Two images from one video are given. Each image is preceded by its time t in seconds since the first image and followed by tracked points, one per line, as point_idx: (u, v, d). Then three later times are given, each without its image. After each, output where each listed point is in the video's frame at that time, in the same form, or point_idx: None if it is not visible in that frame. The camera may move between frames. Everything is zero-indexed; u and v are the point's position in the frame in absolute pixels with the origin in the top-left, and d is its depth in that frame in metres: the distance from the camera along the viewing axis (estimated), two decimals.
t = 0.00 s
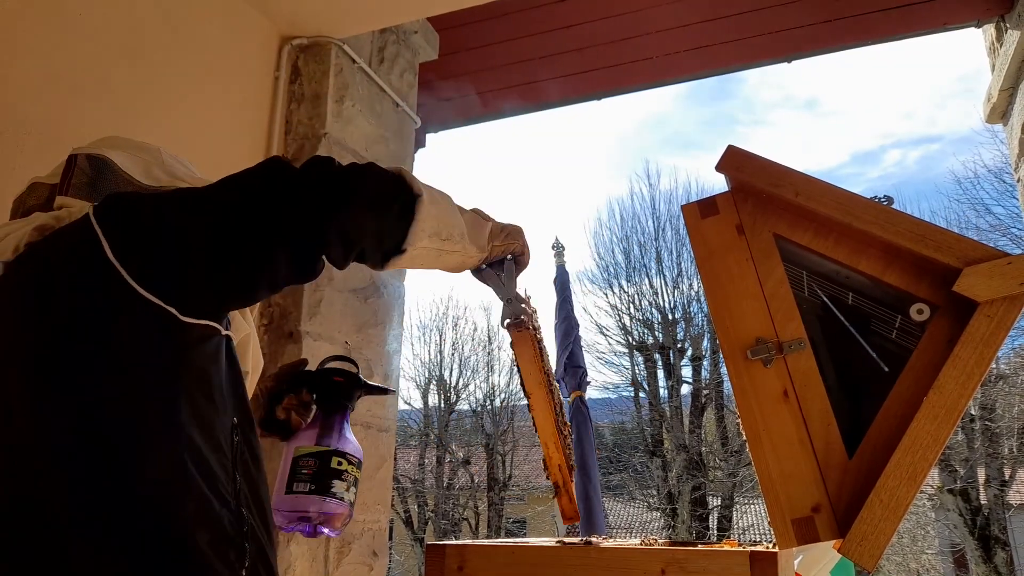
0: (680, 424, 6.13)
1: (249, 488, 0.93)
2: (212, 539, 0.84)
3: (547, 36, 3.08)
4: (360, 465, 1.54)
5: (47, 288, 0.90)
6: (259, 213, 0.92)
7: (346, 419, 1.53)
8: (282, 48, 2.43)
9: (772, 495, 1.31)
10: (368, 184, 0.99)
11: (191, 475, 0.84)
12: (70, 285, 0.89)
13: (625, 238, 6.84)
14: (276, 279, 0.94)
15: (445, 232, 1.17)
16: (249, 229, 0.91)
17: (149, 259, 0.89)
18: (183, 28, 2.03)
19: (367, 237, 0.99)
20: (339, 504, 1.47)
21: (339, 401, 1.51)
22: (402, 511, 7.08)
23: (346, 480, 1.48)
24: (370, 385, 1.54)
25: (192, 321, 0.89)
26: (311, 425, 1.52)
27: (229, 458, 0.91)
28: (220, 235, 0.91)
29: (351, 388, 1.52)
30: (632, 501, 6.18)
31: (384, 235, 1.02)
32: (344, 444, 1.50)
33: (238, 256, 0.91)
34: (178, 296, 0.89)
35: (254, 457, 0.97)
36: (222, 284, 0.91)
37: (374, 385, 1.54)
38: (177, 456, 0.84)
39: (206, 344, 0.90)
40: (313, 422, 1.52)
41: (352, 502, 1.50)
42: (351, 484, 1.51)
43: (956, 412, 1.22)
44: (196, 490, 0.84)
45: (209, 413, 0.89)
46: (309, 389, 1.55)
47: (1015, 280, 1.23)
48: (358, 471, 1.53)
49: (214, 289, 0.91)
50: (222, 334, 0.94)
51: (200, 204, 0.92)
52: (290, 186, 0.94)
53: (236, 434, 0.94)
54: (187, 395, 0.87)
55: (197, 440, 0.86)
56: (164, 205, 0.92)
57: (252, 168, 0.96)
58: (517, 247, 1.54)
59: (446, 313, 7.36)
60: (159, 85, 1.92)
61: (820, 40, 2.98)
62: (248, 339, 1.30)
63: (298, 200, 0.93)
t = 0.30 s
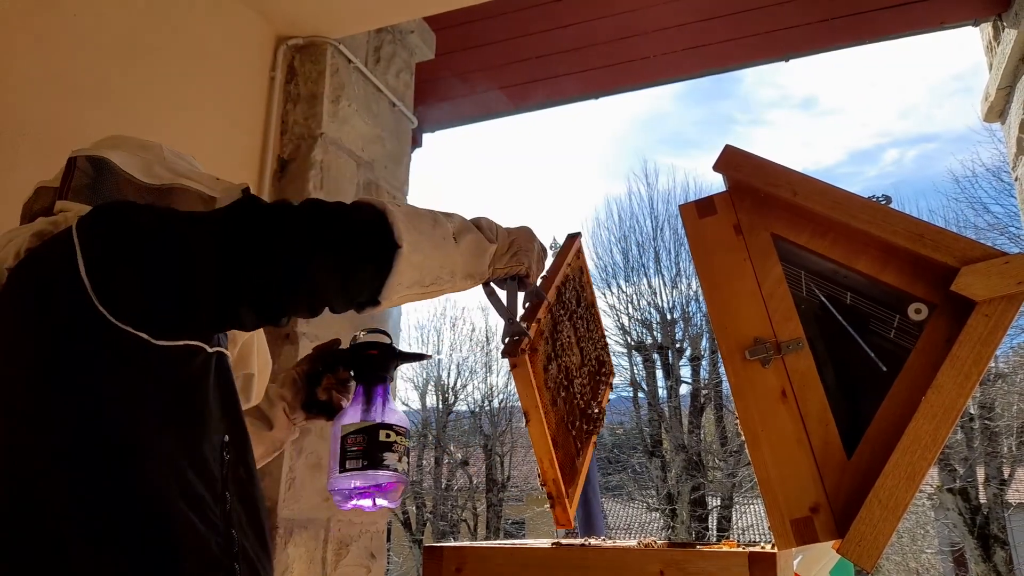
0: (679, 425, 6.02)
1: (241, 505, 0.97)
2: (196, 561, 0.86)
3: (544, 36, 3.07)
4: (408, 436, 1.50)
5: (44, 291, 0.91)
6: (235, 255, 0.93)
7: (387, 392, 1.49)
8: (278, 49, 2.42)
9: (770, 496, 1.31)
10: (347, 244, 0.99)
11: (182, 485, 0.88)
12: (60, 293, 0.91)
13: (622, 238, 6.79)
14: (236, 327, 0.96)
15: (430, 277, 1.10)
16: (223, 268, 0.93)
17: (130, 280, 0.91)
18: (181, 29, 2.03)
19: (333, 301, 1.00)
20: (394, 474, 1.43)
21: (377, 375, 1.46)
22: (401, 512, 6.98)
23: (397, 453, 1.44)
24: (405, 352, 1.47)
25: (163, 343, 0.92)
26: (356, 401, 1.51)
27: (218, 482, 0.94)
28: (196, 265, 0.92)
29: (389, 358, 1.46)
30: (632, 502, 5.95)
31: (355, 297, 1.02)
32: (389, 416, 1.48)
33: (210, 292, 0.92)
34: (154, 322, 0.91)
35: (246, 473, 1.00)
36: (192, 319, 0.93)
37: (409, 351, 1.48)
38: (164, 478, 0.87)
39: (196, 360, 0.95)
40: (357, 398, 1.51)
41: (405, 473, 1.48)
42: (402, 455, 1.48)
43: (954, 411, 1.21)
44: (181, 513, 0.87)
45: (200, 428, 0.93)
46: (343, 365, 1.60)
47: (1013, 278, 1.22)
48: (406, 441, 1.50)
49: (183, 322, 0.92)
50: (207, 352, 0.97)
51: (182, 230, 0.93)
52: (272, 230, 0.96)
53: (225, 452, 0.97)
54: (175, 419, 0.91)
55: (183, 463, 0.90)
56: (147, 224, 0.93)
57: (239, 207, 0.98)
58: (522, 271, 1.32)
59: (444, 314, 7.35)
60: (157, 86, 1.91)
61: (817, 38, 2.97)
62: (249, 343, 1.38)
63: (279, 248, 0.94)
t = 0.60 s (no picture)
0: (678, 424, 5.97)
1: (240, 508, 0.97)
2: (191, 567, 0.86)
3: (543, 36, 3.07)
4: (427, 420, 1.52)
5: (45, 296, 0.92)
6: (224, 267, 0.90)
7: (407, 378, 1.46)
8: (277, 50, 2.42)
9: (769, 496, 1.31)
10: (333, 255, 0.96)
11: (178, 488, 0.88)
12: (58, 299, 0.91)
13: (621, 237, 6.76)
14: (222, 339, 0.94)
15: (418, 288, 1.06)
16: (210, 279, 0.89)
17: (119, 286, 0.90)
18: (181, 30, 2.03)
19: (319, 314, 0.96)
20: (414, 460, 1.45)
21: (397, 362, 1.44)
22: (399, 512, 6.99)
23: (415, 438, 1.45)
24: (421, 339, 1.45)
25: (152, 350, 0.92)
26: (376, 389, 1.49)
27: (216, 486, 0.94)
28: (183, 274, 0.90)
29: (406, 346, 1.45)
30: (630, 502, 5.99)
31: (341, 310, 0.99)
32: (410, 402, 1.46)
33: (195, 303, 0.89)
34: (143, 329, 0.91)
35: (246, 477, 1.00)
36: (178, 328, 0.91)
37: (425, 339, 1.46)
38: (161, 481, 0.87)
39: (192, 364, 0.95)
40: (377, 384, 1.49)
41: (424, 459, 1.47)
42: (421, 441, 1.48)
43: (951, 410, 1.22)
44: (176, 517, 0.87)
45: (197, 432, 0.93)
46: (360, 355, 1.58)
47: (1011, 277, 1.22)
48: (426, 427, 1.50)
49: (169, 331, 0.91)
50: (202, 356, 0.97)
51: (171, 238, 0.92)
52: (261, 239, 0.93)
53: (223, 456, 0.97)
54: (172, 423, 0.91)
55: (180, 467, 0.90)
56: (139, 231, 0.93)
57: (229, 215, 0.95)
58: (519, 274, 1.32)
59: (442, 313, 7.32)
60: (155, 88, 1.92)
61: (814, 39, 2.98)
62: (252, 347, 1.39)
63: (267, 261, 0.91)
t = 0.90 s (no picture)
0: (678, 424, 5.95)
1: (242, 509, 0.97)
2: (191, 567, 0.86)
3: (542, 36, 3.07)
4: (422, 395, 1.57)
5: (46, 295, 0.92)
6: (222, 269, 0.91)
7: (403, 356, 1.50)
8: (277, 50, 2.42)
9: (769, 495, 1.31)
10: (332, 260, 0.96)
11: (178, 490, 0.88)
12: (59, 300, 0.91)
13: (621, 237, 6.74)
14: (221, 340, 0.94)
15: (419, 290, 1.06)
16: (208, 283, 0.90)
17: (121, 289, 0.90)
18: (180, 31, 2.03)
19: (318, 319, 0.96)
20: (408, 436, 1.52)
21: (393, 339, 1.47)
22: (399, 512, 7.02)
23: (408, 414, 1.51)
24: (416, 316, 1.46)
25: (152, 352, 0.92)
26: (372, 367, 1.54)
27: (218, 486, 0.94)
28: (182, 276, 0.90)
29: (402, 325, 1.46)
30: (630, 501, 5.98)
31: (341, 314, 0.99)
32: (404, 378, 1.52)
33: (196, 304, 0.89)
34: (144, 330, 0.91)
35: (248, 477, 1.00)
36: (179, 329, 0.92)
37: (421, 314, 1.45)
38: (161, 482, 0.88)
39: (193, 365, 0.95)
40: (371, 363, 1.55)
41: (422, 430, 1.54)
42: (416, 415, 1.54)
43: (951, 410, 1.22)
44: (176, 517, 0.87)
45: (198, 433, 0.93)
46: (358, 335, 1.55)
47: (1010, 277, 1.23)
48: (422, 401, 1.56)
49: (169, 333, 0.92)
50: (203, 357, 0.97)
51: (170, 240, 0.92)
52: (260, 243, 0.93)
53: (225, 457, 0.97)
54: (172, 424, 0.91)
55: (180, 467, 0.90)
56: (138, 232, 0.93)
57: (228, 218, 0.95)
58: (519, 275, 1.32)
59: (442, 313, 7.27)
60: (155, 88, 1.92)
61: (814, 39, 2.98)
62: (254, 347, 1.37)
63: (268, 262, 0.92)
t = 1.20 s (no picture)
0: (678, 424, 5.97)
1: (243, 509, 0.96)
2: (192, 568, 0.86)
3: (543, 35, 3.07)
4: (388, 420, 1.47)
5: (49, 292, 0.92)
6: (226, 270, 0.91)
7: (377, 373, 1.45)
8: (278, 49, 2.42)
9: (770, 495, 1.31)
10: (336, 259, 0.95)
11: (180, 490, 0.88)
12: (62, 298, 0.92)
13: (622, 238, 6.73)
14: (226, 340, 0.94)
15: (424, 289, 1.05)
16: (211, 284, 0.91)
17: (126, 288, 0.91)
18: (182, 29, 2.03)
19: (324, 319, 0.95)
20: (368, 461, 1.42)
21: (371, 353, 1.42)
22: (400, 511, 7.01)
23: (368, 436, 1.41)
24: (398, 329, 1.41)
25: (157, 351, 0.92)
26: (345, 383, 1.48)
27: (219, 487, 0.94)
28: (186, 277, 0.90)
29: (381, 336, 1.42)
30: (631, 501, 5.95)
31: (345, 314, 0.98)
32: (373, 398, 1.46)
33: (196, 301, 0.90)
34: (149, 330, 0.91)
35: (250, 477, 1.00)
36: (182, 328, 0.92)
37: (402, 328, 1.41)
38: (162, 483, 0.87)
39: (198, 364, 0.95)
40: (344, 379, 1.49)
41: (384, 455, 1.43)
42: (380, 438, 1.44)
43: (952, 411, 1.22)
44: (175, 518, 0.87)
45: (200, 433, 0.93)
46: (338, 348, 1.48)
47: (1012, 278, 1.22)
48: (391, 426, 1.46)
49: (173, 332, 0.92)
50: (206, 356, 0.97)
51: (173, 240, 0.92)
52: (263, 243, 0.93)
53: (227, 456, 0.97)
54: (172, 424, 0.91)
55: (180, 468, 0.90)
56: (141, 231, 0.93)
57: (232, 218, 0.95)
58: (521, 273, 1.32)
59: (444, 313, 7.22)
60: (157, 87, 1.92)
61: (814, 39, 2.98)
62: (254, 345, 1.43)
63: (269, 261, 0.91)
